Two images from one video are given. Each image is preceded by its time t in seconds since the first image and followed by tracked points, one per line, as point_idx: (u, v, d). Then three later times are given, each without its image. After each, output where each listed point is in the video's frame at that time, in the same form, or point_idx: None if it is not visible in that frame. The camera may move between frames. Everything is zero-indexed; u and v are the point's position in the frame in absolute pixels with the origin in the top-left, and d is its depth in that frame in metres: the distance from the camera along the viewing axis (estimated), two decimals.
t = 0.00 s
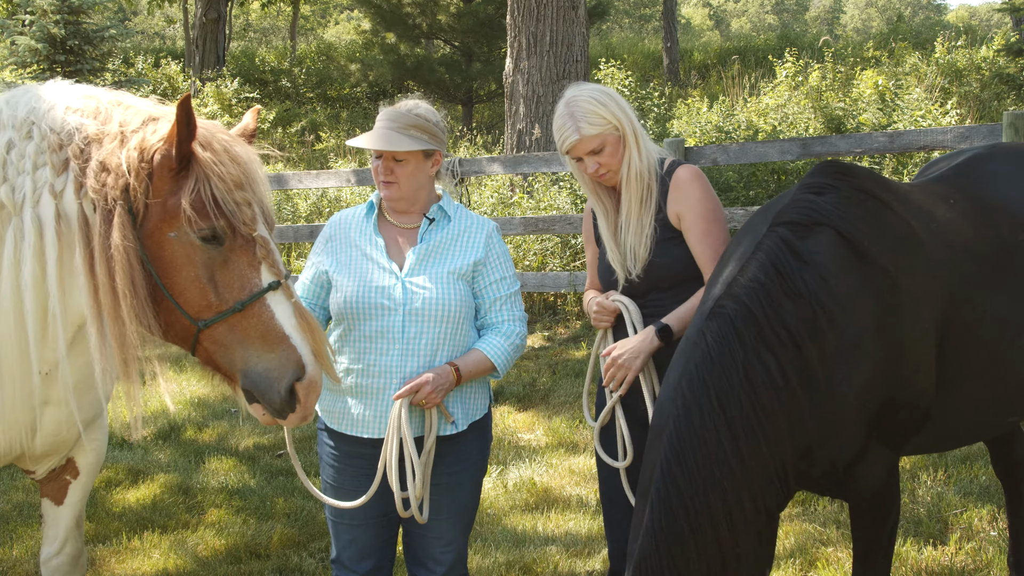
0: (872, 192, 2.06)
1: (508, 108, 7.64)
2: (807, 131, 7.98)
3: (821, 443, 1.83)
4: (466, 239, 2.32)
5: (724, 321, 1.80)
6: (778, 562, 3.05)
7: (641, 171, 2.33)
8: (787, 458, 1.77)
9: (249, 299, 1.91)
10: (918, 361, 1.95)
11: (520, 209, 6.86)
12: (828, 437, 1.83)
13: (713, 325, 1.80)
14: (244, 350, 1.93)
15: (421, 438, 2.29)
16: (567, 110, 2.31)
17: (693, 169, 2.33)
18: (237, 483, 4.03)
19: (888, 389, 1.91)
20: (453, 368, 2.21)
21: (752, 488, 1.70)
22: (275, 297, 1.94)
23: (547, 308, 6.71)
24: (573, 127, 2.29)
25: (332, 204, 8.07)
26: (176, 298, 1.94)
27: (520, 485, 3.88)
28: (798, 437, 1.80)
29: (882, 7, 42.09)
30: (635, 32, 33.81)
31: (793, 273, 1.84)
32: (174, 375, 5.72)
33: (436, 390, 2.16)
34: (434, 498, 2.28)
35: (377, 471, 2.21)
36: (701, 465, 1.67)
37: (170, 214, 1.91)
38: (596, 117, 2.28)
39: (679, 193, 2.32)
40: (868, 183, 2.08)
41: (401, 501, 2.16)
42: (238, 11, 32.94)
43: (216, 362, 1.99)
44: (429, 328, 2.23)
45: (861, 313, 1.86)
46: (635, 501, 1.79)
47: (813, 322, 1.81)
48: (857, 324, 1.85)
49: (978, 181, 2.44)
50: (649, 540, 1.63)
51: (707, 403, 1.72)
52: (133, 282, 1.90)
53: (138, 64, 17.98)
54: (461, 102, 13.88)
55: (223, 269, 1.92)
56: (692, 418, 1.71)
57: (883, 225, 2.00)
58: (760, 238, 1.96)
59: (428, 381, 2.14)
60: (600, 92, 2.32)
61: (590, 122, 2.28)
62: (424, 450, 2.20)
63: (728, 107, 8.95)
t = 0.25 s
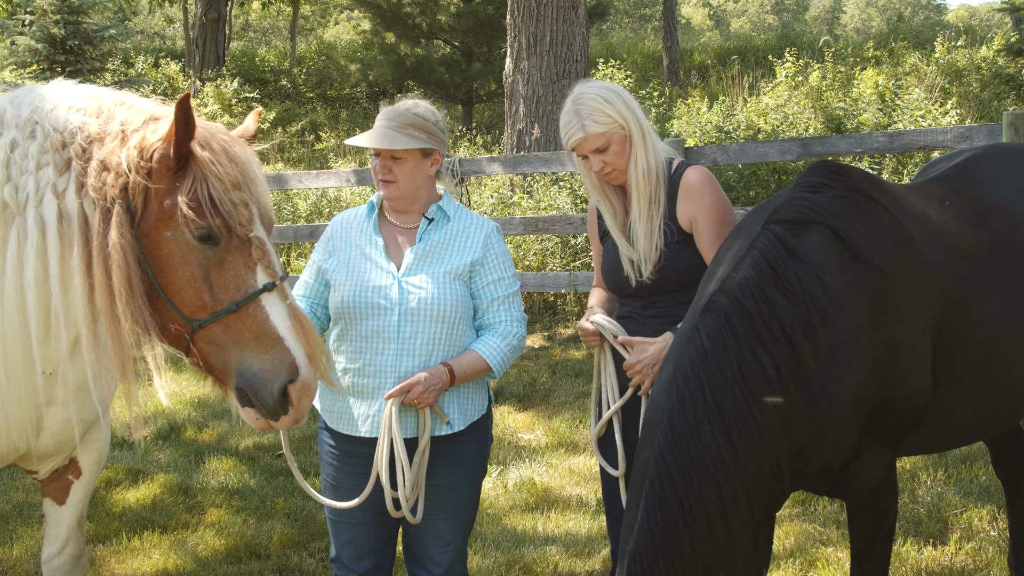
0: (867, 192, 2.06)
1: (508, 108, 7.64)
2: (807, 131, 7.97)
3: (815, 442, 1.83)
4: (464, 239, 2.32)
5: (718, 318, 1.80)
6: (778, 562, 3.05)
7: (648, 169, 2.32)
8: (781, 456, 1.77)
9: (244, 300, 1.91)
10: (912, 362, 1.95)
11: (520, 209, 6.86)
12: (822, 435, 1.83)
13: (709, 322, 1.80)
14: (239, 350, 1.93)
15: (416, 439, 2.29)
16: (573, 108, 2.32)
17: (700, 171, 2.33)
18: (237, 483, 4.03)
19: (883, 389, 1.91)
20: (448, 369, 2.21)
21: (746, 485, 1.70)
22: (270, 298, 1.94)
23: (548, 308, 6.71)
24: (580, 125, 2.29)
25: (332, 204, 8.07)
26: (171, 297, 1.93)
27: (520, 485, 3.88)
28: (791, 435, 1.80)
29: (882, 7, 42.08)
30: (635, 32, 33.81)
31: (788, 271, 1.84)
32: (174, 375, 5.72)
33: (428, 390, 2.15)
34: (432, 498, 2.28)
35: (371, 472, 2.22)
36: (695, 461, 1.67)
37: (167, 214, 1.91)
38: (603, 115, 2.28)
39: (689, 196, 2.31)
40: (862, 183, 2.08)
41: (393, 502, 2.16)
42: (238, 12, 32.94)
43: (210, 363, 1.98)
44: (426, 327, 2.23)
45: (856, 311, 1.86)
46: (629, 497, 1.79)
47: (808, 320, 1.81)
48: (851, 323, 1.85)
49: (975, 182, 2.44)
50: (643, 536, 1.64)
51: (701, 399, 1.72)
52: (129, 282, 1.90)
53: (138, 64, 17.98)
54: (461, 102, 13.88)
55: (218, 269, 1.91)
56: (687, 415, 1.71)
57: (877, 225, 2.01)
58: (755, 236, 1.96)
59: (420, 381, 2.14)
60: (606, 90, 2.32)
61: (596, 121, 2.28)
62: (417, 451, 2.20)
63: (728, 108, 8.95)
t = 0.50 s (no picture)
0: (863, 193, 2.07)
1: (508, 108, 7.64)
2: (807, 131, 7.97)
3: (810, 442, 1.83)
4: (462, 239, 2.32)
5: (713, 317, 1.80)
6: (778, 561, 3.05)
7: (655, 170, 2.31)
8: (775, 456, 1.78)
9: (239, 301, 1.90)
10: (909, 363, 1.95)
11: (520, 209, 6.85)
12: (817, 436, 1.83)
13: (703, 321, 1.80)
14: (231, 352, 1.91)
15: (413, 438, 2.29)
16: (587, 94, 2.33)
17: (707, 173, 2.32)
18: (237, 483, 4.02)
19: (880, 388, 1.91)
20: (447, 368, 2.20)
21: (739, 484, 1.70)
22: (264, 300, 1.93)
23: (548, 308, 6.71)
24: (591, 111, 2.30)
25: (332, 204, 8.07)
26: (163, 299, 1.93)
27: (520, 485, 3.88)
28: (786, 434, 1.80)
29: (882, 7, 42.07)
30: (635, 32, 33.80)
31: (783, 271, 1.84)
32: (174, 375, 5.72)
33: (426, 389, 2.15)
34: (431, 498, 2.28)
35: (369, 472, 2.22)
36: (688, 459, 1.67)
37: (159, 215, 1.91)
38: (612, 106, 2.29)
39: (697, 197, 2.30)
40: (859, 184, 2.09)
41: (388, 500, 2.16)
42: (238, 12, 32.96)
43: (201, 366, 1.97)
44: (425, 327, 2.23)
45: (851, 311, 1.86)
46: (623, 495, 1.79)
47: (802, 320, 1.81)
48: (847, 323, 1.85)
49: (974, 182, 2.44)
50: (636, 533, 1.64)
51: (695, 398, 1.72)
52: (119, 283, 1.90)
53: (138, 64, 17.98)
54: (461, 102, 13.88)
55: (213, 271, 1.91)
56: (681, 414, 1.71)
57: (874, 225, 2.01)
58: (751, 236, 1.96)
59: (417, 381, 2.14)
60: (623, 81, 2.32)
61: (605, 109, 2.29)
62: (414, 450, 2.20)
63: (728, 107, 8.95)
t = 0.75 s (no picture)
0: (861, 193, 2.07)
1: (508, 108, 7.64)
2: (807, 131, 7.97)
3: (808, 442, 1.83)
4: (461, 240, 2.32)
5: (710, 319, 1.79)
6: (778, 561, 3.05)
7: (659, 170, 2.28)
8: (773, 456, 1.78)
9: (238, 305, 1.90)
10: (907, 362, 1.95)
11: (520, 209, 6.85)
12: (817, 436, 1.83)
13: (700, 323, 1.80)
14: (232, 353, 1.92)
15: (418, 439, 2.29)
16: (620, 72, 2.37)
17: (708, 178, 2.29)
18: (237, 483, 4.02)
19: (878, 388, 1.91)
20: (451, 369, 2.21)
21: (739, 485, 1.70)
22: (263, 304, 1.93)
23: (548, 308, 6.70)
24: (610, 86, 2.36)
25: (332, 204, 8.07)
26: (163, 302, 1.93)
27: (520, 485, 3.88)
28: (784, 435, 1.80)
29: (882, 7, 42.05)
30: (635, 32, 33.80)
31: (781, 272, 1.84)
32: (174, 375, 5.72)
33: (434, 391, 2.16)
34: (431, 498, 2.28)
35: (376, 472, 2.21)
36: (688, 462, 1.68)
37: (159, 218, 1.90)
38: (627, 90, 2.31)
39: (702, 200, 2.28)
40: (856, 184, 2.09)
41: (399, 503, 2.16)
42: (238, 12, 32.98)
43: (203, 368, 1.97)
44: (427, 328, 2.23)
45: (848, 311, 1.86)
46: (623, 497, 1.79)
47: (800, 321, 1.82)
48: (845, 323, 1.85)
49: (974, 183, 2.44)
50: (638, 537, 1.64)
51: (694, 401, 1.72)
52: (122, 287, 1.90)
53: (138, 64, 17.99)
54: (461, 102, 13.89)
55: (212, 275, 1.91)
56: (681, 416, 1.71)
57: (870, 225, 2.01)
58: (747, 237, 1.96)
59: (426, 383, 2.14)
60: (653, 70, 2.32)
61: (619, 91, 2.32)
62: (422, 451, 2.21)
63: (728, 108, 8.95)
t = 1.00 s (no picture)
0: (862, 193, 2.07)
1: (508, 108, 7.64)
2: (807, 131, 7.97)
3: (811, 442, 1.83)
4: (460, 240, 2.32)
5: (716, 321, 1.79)
6: (778, 561, 3.05)
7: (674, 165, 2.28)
8: (779, 457, 1.77)
9: (227, 303, 1.89)
10: (907, 362, 1.95)
11: (520, 209, 6.85)
12: (819, 437, 1.82)
13: (706, 325, 1.79)
14: (223, 353, 1.91)
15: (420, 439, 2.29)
16: (629, 72, 2.39)
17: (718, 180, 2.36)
18: (237, 483, 4.02)
19: (878, 388, 1.91)
20: (453, 368, 2.21)
21: (747, 487, 1.70)
22: (253, 302, 1.92)
23: (547, 308, 6.70)
24: (618, 87, 2.37)
25: (332, 204, 8.07)
26: (155, 303, 1.93)
27: (520, 485, 3.87)
28: (788, 435, 1.80)
29: (882, 7, 42.04)
30: (635, 32, 33.79)
31: (784, 273, 1.84)
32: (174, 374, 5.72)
33: (436, 391, 2.16)
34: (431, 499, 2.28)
35: (378, 472, 2.21)
36: (698, 463, 1.66)
37: (149, 217, 1.90)
38: (637, 92, 2.32)
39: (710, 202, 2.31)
40: (857, 184, 2.09)
41: (404, 503, 2.16)
42: (238, 11, 32.99)
43: (195, 368, 1.97)
44: (428, 328, 2.23)
45: (850, 312, 1.86)
46: (631, 500, 1.77)
47: (803, 322, 1.82)
48: (848, 323, 1.85)
49: (974, 183, 2.44)
50: (650, 540, 1.62)
51: (702, 403, 1.71)
52: (115, 287, 1.91)
53: (138, 65, 17.98)
54: (461, 102, 13.91)
55: (201, 273, 1.90)
56: (688, 418, 1.70)
57: (871, 225, 2.01)
58: (750, 238, 1.96)
59: (428, 383, 2.14)
60: (660, 71, 2.36)
61: (629, 92, 2.34)
62: (424, 450, 2.21)
63: (728, 107, 8.96)
